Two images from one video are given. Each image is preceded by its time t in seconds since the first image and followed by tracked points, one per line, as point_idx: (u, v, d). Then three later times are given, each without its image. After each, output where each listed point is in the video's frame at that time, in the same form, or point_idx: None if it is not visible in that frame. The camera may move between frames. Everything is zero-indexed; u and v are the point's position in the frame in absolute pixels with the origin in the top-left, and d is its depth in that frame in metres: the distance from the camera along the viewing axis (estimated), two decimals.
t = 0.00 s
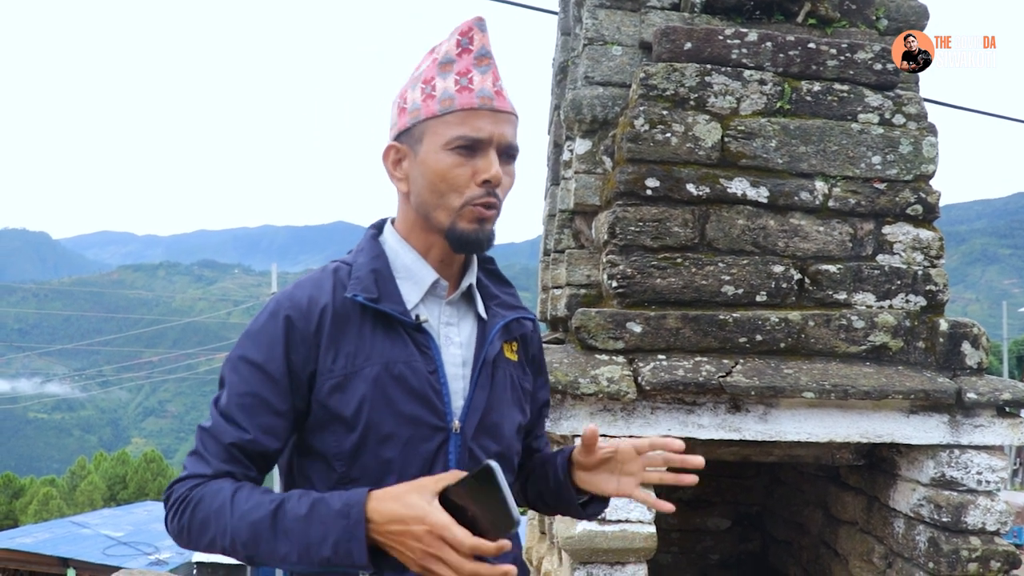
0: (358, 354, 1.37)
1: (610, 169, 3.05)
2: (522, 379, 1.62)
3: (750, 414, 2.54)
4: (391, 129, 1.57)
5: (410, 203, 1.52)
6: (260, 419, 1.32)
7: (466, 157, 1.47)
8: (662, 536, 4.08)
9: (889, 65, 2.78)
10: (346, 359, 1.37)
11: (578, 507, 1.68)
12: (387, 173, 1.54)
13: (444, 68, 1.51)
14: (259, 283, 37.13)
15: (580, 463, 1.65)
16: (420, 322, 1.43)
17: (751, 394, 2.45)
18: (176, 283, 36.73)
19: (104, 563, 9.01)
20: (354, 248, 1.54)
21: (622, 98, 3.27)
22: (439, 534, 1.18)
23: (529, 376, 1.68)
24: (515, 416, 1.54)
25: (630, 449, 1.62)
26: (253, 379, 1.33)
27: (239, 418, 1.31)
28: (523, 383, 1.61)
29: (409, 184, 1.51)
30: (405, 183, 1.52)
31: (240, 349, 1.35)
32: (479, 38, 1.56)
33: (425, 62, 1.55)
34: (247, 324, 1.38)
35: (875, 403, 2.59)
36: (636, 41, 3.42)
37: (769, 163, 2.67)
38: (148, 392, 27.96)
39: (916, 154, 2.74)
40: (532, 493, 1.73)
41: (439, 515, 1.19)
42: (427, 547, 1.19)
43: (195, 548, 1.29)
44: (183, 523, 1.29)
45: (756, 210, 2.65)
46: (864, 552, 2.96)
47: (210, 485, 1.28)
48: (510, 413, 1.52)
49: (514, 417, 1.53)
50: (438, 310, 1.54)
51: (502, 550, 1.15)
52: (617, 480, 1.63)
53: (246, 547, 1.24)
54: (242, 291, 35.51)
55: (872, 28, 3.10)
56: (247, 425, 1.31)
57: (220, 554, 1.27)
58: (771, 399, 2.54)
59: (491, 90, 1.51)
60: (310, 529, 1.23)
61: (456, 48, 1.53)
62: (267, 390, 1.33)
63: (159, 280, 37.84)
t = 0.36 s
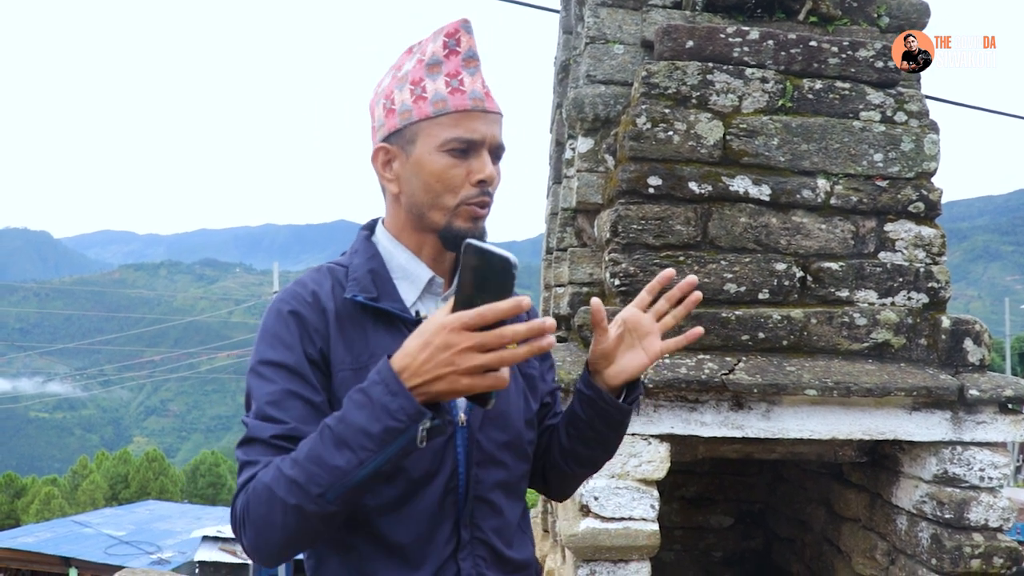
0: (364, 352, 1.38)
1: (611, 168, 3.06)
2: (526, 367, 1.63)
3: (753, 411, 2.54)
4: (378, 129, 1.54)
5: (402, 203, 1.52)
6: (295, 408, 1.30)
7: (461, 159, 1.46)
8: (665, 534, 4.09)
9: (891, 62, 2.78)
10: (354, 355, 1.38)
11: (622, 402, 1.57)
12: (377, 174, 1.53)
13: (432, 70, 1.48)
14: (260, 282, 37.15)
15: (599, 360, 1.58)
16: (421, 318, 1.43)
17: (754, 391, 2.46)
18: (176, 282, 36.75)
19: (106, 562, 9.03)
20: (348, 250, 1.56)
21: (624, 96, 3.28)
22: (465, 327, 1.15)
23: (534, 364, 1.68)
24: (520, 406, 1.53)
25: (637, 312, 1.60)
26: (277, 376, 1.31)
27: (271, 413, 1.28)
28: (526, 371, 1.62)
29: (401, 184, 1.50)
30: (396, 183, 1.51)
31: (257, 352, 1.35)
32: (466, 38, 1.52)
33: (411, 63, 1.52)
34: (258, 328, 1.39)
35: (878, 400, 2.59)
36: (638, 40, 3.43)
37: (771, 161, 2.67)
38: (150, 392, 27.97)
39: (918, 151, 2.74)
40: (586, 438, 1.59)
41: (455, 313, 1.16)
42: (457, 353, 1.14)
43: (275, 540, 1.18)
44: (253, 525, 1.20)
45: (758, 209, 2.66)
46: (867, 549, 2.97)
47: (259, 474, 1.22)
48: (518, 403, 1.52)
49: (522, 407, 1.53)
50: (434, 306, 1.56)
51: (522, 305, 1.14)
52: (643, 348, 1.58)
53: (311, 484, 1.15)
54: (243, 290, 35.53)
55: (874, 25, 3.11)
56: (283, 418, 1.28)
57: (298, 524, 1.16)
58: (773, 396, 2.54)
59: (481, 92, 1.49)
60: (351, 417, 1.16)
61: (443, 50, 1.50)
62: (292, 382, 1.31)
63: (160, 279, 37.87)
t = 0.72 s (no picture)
0: (367, 353, 1.38)
1: (612, 167, 3.06)
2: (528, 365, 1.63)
3: (754, 410, 2.55)
4: (377, 132, 1.54)
5: (406, 204, 1.52)
6: (295, 415, 1.31)
7: (465, 157, 1.47)
8: (666, 533, 4.09)
9: (892, 62, 2.78)
10: (356, 357, 1.38)
11: (604, 431, 1.60)
12: (378, 177, 1.52)
13: (431, 72, 1.49)
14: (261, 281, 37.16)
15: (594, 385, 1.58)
16: (424, 319, 1.44)
17: (755, 390, 2.46)
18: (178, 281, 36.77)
19: (108, 561, 9.04)
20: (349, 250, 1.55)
21: (626, 96, 3.28)
22: (494, 405, 1.17)
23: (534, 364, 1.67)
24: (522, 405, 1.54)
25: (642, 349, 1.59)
26: (278, 379, 1.32)
27: (273, 417, 1.29)
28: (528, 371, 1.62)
29: (405, 186, 1.50)
30: (400, 185, 1.50)
31: (258, 353, 1.35)
32: (461, 42, 1.54)
33: (407, 68, 1.53)
34: (258, 328, 1.39)
35: (879, 400, 2.60)
36: (639, 40, 3.43)
37: (772, 160, 2.68)
38: (151, 391, 27.99)
39: (919, 151, 2.74)
40: (559, 458, 1.63)
41: (486, 386, 1.17)
42: (482, 425, 1.18)
43: (274, 550, 1.22)
44: (254, 530, 1.23)
45: (760, 208, 2.66)
46: (868, 548, 2.97)
47: (263, 483, 1.24)
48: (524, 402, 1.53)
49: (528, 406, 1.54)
50: (437, 308, 1.56)
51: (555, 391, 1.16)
52: (636, 384, 1.58)
53: (320, 513, 1.18)
54: (244, 289, 35.54)
55: (875, 25, 3.11)
56: (285, 424, 1.30)
57: (300, 541, 1.20)
58: (775, 396, 2.55)
59: (480, 92, 1.51)
60: (369, 460, 1.18)
61: (440, 54, 1.51)
62: (294, 387, 1.32)
63: (161, 279, 37.89)
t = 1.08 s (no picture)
0: (367, 356, 1.38)
1: (613, 166, 3.06)
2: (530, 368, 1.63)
3: (754, 411, 2.55)
4: (372, 134, 1.55)
5: (410, 200, 1.51)
6: (294, 421, 1.31)
7: (465, 145, 1.48)
8: (665, 533, 4.09)
9: (892, 63, 2.78)
10: (357, 359, 1.38)
11: (594, 448, 1.59)
12: (380, 176, 1.53)
13: (421, 69, 1.51)
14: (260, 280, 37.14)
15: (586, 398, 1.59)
16: (426, 320, 1.44)
17: (754, 390, 2.47)
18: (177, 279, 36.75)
19: (107, 560, 9.04)
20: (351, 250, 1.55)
21: (626, 96, 3.28)
22: (491, 419, 1.17)
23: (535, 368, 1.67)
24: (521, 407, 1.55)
25: (638, 367, 1.58)
26: (276, 383, 1.32)
27: (272, 423, 1.29)
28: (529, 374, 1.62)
29: (409, 181, 1.50)
30: (403, 181, 1.50)
31: (257, 357, 1.35)
32: (448, 38, 1.56)
33: (395, 68, 1.55)
34: (257, 331, 1.38)
35: (878, 400, 2.60)
36: (639, 39, 3.43)
37: (772, 161, 2.68)
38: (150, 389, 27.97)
39: (919, 151, 2.74)
40: (549, 471, 1.64)
41: (483, 401, 1.17)
42: (479, 440, 1.18)
43: (271, 557, 1.24)
44: (252, 536, 1.25)
45: (760, 208, 2.66)
46: (867, 549, 2.97)
47: (259, 490, 1.25)
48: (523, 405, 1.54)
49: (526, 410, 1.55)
50: (439, 308, 1.55)
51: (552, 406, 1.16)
52: (631, 400, 1.57)
53: (316, 523, 1.20)
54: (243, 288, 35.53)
55: (875, 26, 3.11)
56: (283, 430, 1.30)
57: (296, 549, 1.22)
58: (774, 396, 2.55)
59: (472, 82, 1.54)
60: (364, 471, 1.19)
61: (428, 51, 1.53)
62: (293, 392, 1.32)
63: (160, 277, 37.86)
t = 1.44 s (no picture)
0: (359, 356, 1.38)
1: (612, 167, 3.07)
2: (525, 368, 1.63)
3: (752, 411, 2.55)
4: (365, 134, 1.55)
5: (404, 199, 1.51)
6: (284, 421, 1.31)
7: (456, 141, 1.49)
8: (663, 532, 4.10)
9: (890, 63, 2.78)
10: (349, 359, 1.38)
11: (592, 460, 1.59)
12: (373, 175, 1.53)
13: (412, 68, 1.52)
14: (258, 279, 37.12)
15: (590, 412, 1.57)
16: (419, 319, 1.44)
17: (752, 390, 2.47)
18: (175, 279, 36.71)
19: (105, 559, 9.03)
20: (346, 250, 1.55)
21: (625, 96, 3.28)
22: (478, 435, 1.18)
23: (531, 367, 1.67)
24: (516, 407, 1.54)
25: (644, 382, 1.55)
26: (268, 383, 1.32)
27: (262, 423, 1.29)
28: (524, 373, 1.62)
29: (402, 179, 1.50)
30: (397, 179, 1.51)
31: (250, 357, 1.35)
32: (438, 37, 1.56)
33: (387, 68, 1.56)
34: (250, 332, 1.39)
35: (877, 400, 2.60)
36: (638, 39, 3.43)
37: (771, 161, 2.68)
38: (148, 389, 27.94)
39: (917, 152, 2.75)
40: (546, 479, 1.64)
41: (471, 416, 1.18)
42: (466, 455, 1.19)
43: (256, 560, 1.23)
44: (237, 538, 1.25)
45: (758, 208, 2.66)
46: (865, 548, 2.98)
47: (247, 491, 1.25)
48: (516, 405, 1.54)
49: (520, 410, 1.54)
50: (433, 307, 1.55)
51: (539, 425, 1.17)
52: (636, 415, 1.54)
53: (303, 528, 1.19)
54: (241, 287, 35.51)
55: (873, 26, 3.11)
56: (273, 431, 1.30)
57: (282, 553, 1.21)
58: (772, 396, 2.55)
59: (463, 80, 1.54)
60: (354, 478, 1.19)
61: (418, 50, 1.54)
62: (284, 393, 1.32)
63: (158, 276, 37.82)
